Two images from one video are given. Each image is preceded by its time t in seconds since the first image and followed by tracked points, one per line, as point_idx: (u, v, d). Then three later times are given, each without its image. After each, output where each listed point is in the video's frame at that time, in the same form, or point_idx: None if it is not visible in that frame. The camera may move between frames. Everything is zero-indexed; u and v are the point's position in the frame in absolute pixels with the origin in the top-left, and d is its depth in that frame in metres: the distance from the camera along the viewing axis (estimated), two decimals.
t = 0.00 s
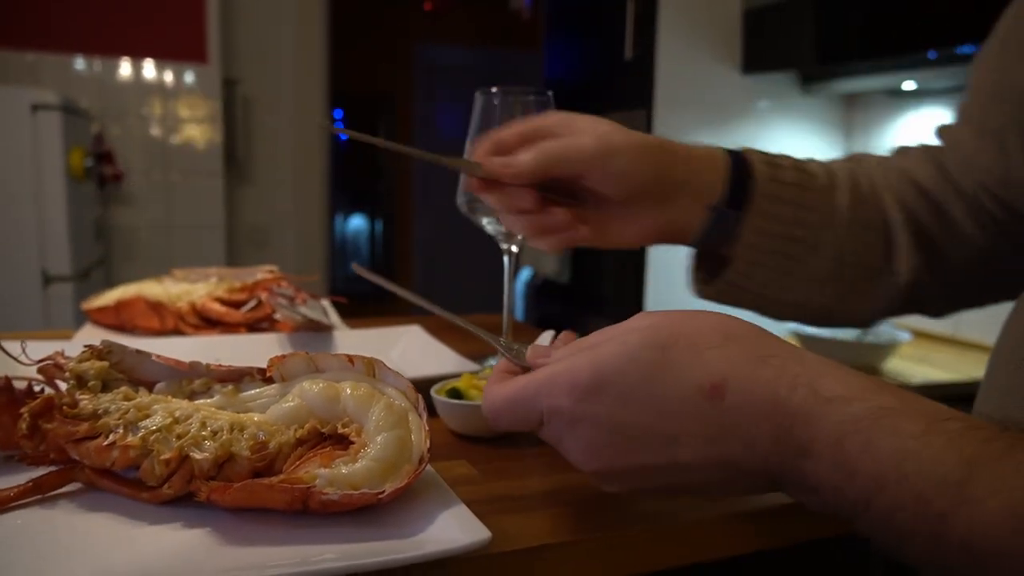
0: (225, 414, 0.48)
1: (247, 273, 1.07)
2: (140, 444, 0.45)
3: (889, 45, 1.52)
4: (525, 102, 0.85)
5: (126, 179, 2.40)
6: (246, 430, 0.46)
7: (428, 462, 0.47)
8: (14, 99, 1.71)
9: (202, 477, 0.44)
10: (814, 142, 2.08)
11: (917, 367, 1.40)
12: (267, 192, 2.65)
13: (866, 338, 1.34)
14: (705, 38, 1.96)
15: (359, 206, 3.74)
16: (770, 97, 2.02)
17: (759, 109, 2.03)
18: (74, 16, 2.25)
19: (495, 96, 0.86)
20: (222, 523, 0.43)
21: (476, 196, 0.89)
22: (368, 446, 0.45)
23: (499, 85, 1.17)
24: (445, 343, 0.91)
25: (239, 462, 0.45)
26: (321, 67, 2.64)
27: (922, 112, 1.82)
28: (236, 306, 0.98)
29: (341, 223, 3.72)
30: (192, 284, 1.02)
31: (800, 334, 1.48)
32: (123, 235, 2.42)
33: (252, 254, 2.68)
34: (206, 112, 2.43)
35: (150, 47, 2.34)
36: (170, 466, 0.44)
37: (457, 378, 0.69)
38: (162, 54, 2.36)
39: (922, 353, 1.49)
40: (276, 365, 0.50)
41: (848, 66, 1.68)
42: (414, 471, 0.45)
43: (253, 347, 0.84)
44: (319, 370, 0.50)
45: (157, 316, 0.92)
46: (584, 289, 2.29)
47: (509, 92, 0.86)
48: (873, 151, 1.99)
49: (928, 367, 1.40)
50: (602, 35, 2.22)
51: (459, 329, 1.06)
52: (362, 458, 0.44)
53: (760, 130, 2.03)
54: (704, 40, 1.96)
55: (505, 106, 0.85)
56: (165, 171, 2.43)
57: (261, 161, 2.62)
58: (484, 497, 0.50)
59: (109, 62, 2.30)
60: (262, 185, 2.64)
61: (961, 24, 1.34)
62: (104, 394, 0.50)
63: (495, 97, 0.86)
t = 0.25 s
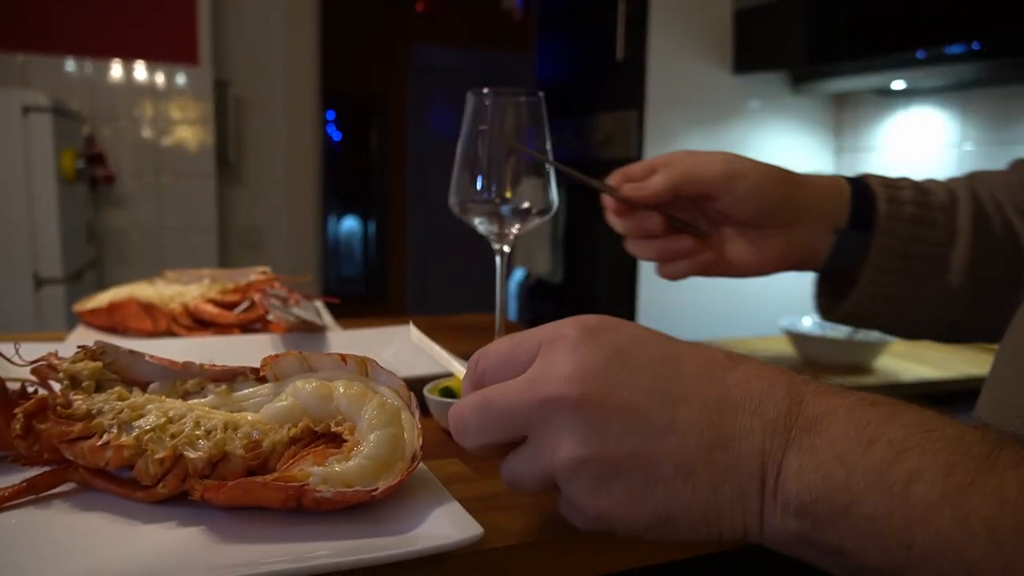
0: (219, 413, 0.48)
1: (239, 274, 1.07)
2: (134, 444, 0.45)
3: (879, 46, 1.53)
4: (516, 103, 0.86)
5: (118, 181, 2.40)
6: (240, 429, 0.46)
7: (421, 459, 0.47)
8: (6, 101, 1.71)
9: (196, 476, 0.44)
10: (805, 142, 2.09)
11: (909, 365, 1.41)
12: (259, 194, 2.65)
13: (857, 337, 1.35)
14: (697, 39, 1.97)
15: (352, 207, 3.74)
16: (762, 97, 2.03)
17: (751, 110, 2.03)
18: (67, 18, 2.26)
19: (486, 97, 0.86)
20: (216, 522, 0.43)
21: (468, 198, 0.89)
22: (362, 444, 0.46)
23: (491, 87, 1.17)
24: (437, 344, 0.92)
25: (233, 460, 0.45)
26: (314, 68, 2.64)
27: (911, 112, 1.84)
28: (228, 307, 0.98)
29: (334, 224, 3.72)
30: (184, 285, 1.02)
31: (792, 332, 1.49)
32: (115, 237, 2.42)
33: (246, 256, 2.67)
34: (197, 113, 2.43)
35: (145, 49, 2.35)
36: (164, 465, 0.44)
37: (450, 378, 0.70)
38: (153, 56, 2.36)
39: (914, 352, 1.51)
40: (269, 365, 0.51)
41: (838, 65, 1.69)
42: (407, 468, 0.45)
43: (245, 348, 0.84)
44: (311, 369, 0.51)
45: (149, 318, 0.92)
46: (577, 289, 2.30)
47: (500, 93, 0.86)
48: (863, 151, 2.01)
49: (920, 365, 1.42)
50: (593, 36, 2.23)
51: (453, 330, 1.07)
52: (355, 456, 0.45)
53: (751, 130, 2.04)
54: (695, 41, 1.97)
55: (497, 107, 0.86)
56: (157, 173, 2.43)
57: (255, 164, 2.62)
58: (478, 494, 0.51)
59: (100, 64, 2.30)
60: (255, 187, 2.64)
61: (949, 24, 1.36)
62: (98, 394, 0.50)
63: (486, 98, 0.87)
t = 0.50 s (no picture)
0: (216, 412, 0.48)
1: (234, 277, 1.07)
2: (132, 443, 0.46)
3: (867, 48, 1.54)
4: (508, 105, 0.86)
5: (110, 186, 2.39)
6: (237, 428, 0.47)
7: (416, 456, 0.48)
8: None
9: (194, 474, 0.44)
10: (797, 142, 2.11)
11: (901, 363, 1.43)
12: (252, 199, 2.65)
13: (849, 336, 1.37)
14: (688, 42, 1.98)
15: (344, 210, 3.64)
16: (753, 99, 2.05)
17: (742, 111, 2.05)
18: (58, 23, 2.26)
19: (479, 100, 0.87)
20: (214, 519, 0.44)
21: (461, 201, 0.90)
22: (358, 440, 0.46)
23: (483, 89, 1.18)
24: (431, 343, 0.92)
25: (230, 458, 0.45)
26: (306, 72, 2.65)
27: (900, 113, 1.86)
28: (223, 309, 0.98)
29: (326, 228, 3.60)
30: (178, 288, 1.03)
31: (783, 332, 1.50)
32: (107, 242, 2.42)
33: (240, 260, 2.67)
34: (188, 118, 2.42)
35: (135, 53, 2.35)
36: (163, 463, 0.45)
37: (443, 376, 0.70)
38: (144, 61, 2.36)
39: (905, 351, 1.53)
40: (266, 364, 0.51)
41: (827, 66, 1.71)
42: (403, 464, 0.46)
43: (239, 349, 0.84)
44: (307, 368, 0.51)
45: (143, 320, 0.92)
46: (570, 291, 2.31)
47: (492, 95, 0.87)
48: (853, 152, 2.02)
49: (913, 363, 1.43)
50: (585, 38, 2.24)
51: (447, 331, 1.07)
52: (352, 453, 0.45)
53: (743, 130, 2.05)
54: (685, 43, 1.98)
55: (489, 109, 0.86)
56: (149, 177, 2.43)
57: (248, 168, 2.62)
58: (474, 489, 0.51)
59: (91, 69, 2.30)
60: (247, 191, 2.64)
61: (937, 25, 1.37)
62: (96, 394, 0.51)
63: (478, 100, 0.87)
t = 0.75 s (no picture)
0: (213, 403, 0.49)
1: (228, 272, 1.07)
2: (130, 434, 0.46)
3: (857, 41, 1.55)
4: (502, 98, 0.86)
5: (101, 183, 2.39)
6: (234, 418, 0.47)
7: (412, 445, 0.48)
8: None
9: (192, 464, 0.45)
10: (788, 136, 2.12)
11: (892, 355, 1.44)
12: (244, 196, 2.64)
13: (840, 328, 1.38)
14: (681, 36, 1.99)
15: (335, 207, 3.84)
16: (745, 93, 2.05)
17: (734, 106, 2.05)
18: (47, 20, 2.25)
19: (471, 93, 0.87)
20: (212, 509, 0.44)
21: (455, 196, 0.90)
22: (355, 429, 0.47)
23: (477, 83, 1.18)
24: (426, 337, 0.93)
25: (228, 448, 0.46)
26: (298, 68, 2.64)
27: (891, 107, 1.87)
28: (217, 304, 0.98)
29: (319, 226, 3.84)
30: (172, 284, 1.03)
31: (775, 324, 1.50)
32: (99, 240, 2.41)
33: (233, 257, 2.67)
34: (179, 115, 2.42)
35: (125, 50, 2.34)
36: (160, 454, 0.45)
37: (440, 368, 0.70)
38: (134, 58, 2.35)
39: (896, 343, 1.54)
40: (262, 355, 0.51)
41: (818, 60, 1.72)
42: (399, 453, 0.46)
43: (234, 343, 0.84)
44: (303, 359, 0.51)
45: (137, 316, 0.92)
46: (563, 285, 2.32)
47: (485, 88, 0.87)
48: (845, 146, 2.03)
49: (903, 355, 1.44)
50: (577, 33, 2.24)
51: (443, 325, 1.07)
52: (349, 442, 0.46)
53: (735, 125, 2.06)
54: (677, 38, 1.98)
55: (482, 103, 0.86)
56: (140, 175, 2.42)
57: (240, 165, 2.62)
58: (470, 478, 0.52)
59: (81, 66, 2.29)
60: (239, 188, 2.63)
61: (927, 19, 1.38)
62: (93, 386, 0.51)
63: (471, 94, 0.87)
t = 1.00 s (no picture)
0: (205, 394, 0.49)
1: (217, 265, 1.07)
2: (122, 425, 0.46)
3: (845, 37, 1.56)
4: (492, 91, 0.87)
5: (87, 176, 2.37)
6: (227, 409, 0.47)
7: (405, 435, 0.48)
8: None
9: (185, 454, 0.45)
10: (776, 131, 2.13)
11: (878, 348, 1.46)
12: (232, 190, 2.63)
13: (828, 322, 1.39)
14: (669, 31, 1.99)
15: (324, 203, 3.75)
16: (733, 88, 2.06)
17: (722, 100, 2.06)
18: (31, 11, 2.23)
19: (462, 85, 0.86)
20: (205, 499, 0.44)
21: (446, 189, 0.90)
22: (348, 420, 0.47)
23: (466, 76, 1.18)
24: (417, 330, 0.93)
25: (221, 439, 0.46)
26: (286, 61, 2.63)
27: (879, 101, 1.88)
28: (207, 297, 0.98)
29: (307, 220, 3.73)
30: (161, 277, 1.02)
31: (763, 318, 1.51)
32: (85, 234, 2.39)
33: (221, 251, 2.66)
34: (166, 108, 2.40)
35: (111, 42, 2.32)
36: (153, 445, 0.45)
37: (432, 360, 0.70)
38: (121, 50, 2.33)
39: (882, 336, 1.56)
40: (254, 346, 0.51)
41: (806, 55, 1.73)
42: (392, 443, 0.46)
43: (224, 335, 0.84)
44: (296, 350, 0.52)
45: (126, 309, 0.92)
46: (552, 280, 2.32)
47: (475, 81, 0.87)
48: (833, 140, 2.04)
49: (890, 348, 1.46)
50: (565, 28, 2.24)
51: (434, 318, 1.07)
52: (342, 432, 0.46)
53: (723, 119, 2.06)
54: (665, 33, 1.99)
55: (473, 95, 0.87)
56: (127, 168, 2.41)
57: (228, 158, 2.60)
58: (466, 469, 0.52)
59: (67, 58, 2.27)
60: (227, 181, 2.62)
61: (913, 15, 1.39)
62: (84, 377, 0.51)
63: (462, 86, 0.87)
